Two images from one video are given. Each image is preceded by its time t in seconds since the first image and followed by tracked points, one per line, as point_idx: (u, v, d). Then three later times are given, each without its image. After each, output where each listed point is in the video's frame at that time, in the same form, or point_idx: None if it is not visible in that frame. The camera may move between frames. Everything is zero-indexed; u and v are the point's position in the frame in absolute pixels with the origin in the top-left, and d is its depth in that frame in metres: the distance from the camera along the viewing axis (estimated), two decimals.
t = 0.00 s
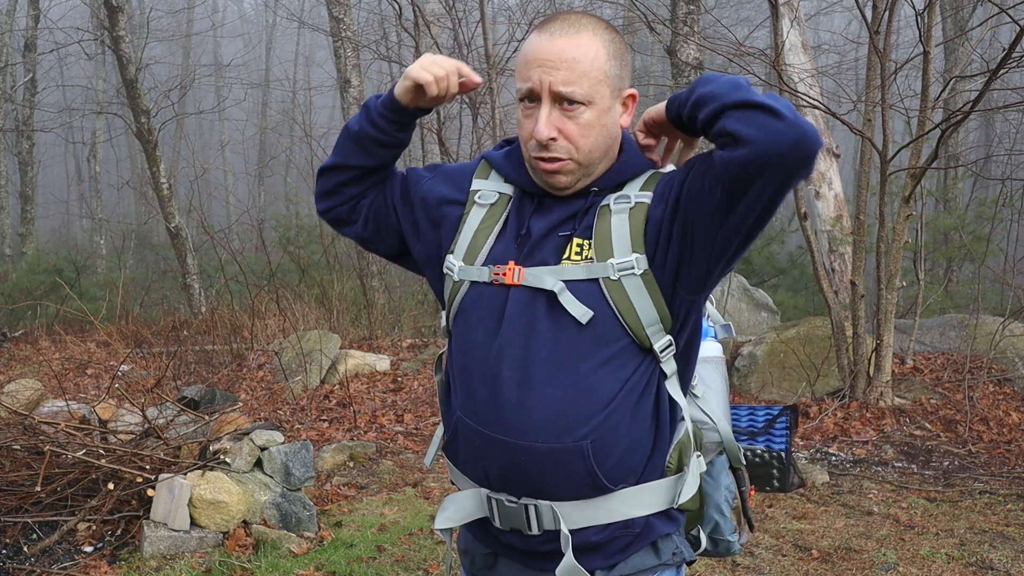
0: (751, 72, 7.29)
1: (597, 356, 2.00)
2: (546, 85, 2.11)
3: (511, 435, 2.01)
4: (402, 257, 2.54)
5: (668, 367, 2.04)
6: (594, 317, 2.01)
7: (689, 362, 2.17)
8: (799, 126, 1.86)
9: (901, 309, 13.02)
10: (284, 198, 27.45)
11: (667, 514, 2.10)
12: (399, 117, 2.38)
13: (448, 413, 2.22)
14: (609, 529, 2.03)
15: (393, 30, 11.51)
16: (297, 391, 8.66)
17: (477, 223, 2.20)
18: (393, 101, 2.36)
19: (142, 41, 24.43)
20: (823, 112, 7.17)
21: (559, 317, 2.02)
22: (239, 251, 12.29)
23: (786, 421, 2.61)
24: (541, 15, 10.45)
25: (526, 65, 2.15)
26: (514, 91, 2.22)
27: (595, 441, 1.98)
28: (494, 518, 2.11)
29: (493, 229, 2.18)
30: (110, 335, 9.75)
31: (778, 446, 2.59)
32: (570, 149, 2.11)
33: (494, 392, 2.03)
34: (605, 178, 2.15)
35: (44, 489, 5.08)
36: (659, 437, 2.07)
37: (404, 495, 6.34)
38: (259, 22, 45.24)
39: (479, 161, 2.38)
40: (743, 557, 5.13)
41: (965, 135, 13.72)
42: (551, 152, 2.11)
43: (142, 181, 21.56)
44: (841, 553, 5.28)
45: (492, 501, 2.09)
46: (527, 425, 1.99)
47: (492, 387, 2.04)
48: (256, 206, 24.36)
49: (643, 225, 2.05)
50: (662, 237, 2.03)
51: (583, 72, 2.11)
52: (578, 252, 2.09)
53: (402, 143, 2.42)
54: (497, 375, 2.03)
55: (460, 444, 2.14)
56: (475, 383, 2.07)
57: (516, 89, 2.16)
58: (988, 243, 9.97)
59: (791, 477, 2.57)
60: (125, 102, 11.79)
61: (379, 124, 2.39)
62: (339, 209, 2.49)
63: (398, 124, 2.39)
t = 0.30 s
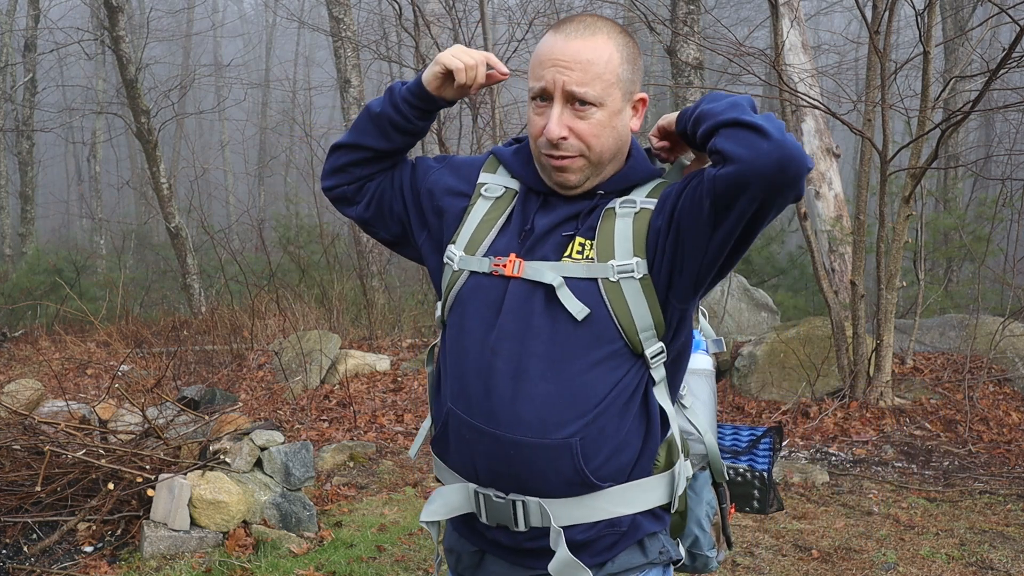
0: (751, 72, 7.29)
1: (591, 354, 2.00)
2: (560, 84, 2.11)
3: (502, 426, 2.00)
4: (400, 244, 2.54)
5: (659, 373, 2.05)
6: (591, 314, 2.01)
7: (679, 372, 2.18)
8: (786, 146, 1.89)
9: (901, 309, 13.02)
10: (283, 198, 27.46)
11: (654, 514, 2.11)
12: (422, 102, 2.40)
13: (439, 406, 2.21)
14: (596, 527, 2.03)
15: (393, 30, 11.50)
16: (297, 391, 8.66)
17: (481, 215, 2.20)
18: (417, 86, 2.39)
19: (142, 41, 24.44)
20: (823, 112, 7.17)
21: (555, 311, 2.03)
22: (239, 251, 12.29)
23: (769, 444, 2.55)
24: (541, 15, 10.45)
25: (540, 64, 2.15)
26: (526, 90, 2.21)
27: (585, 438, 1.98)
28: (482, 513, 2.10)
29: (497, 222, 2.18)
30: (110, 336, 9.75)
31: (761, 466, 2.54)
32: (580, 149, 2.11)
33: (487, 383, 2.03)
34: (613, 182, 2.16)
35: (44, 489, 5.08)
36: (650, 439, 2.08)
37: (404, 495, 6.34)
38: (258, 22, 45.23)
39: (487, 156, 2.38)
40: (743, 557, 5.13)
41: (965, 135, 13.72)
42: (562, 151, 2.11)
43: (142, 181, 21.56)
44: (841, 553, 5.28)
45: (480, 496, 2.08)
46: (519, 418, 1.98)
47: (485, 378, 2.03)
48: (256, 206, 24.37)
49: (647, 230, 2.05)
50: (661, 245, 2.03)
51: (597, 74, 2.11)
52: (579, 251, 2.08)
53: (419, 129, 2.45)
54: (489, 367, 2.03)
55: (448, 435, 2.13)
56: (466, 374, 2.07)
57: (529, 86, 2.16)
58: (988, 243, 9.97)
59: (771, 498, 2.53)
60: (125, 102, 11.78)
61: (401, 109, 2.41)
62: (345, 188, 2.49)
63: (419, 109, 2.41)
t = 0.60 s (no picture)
0: (751, 72, 7.28)
1: (580, 348, 2.01)
2: (539, 83, 2.10)
3: (493, 421, 2.00)
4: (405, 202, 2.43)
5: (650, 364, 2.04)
6: (579, 308, 2.02)
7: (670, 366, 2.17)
8: (742, 155, 1.87)
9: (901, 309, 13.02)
10: (283, 198, 27.47)
11: (647, 511, 2.10)
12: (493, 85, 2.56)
13: (433, 407, 2.22)
14: (588, 524, 2.03)
15: (393, 30, 11.49)
16: (297, 391, 8.66)
17: (472, 212, 2.21)
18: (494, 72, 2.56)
19: (142, 41, 24.44)
20: (823, 112, 7.17)
21: (543, 306, 2.03)
22: (239, 251, 12.29)
23: (774, 447, 2.56)
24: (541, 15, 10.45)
25: (518, 62, 2.14)
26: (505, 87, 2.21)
27: (576, 431, 1.98)
28: (474, 509, 2.10)
29: (486, 219, 2.19)
30: (110, 336, 9.75)
31: (767, 468, 2.56)
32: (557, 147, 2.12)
33: (478, 378, 2.03)
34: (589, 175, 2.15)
35: (44, 489, 5.08)
36: (641, 434, 2.06)
37: (404, 495, 6.34)
38: (258, 22, 45.22)
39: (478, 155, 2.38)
40: (743, 557, 5.13)
41: (965, 135, 13.72)
42: (540, 147, 2.11)
43: (143, 181, 21.57)
44: (841, 553, 5.28)
45: (472, 491, 2.08)
46: (510, 412, 1.98)
47: (476, 373, 2.04)
48: (256, 206, 24.38)
49: (627, 224, 2.05)
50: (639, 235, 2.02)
51: (576, 74, 2.11)
52: (564, 245, 2.08)
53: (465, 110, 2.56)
54: (480, 362, 2.03)
55: (443, 433, 2.13)
56: (458, 369, 2.07)
57: (508, 84, 2.15)
58: (988, 243, 9.97)
59: (779, 501, 2.57)
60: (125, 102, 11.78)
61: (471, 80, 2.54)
62: (380, 100, 2.43)
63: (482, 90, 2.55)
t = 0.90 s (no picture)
0: (751, 72, 7.29)
1: (577, 347, 2.00)
2: (522, 83, 2.10)
3: (492, 426, 2.00)
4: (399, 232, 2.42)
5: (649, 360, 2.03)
6: (573, 307, 2.01)
7: (669, 363, 2.16)
8: (721, 139, 1.88)
9: (901, 310, 13.02)
10: (283, 198, 27.47)
11: (650, 511, 2.09)
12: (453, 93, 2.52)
13: (433, 415, 2.21)
14: (591, 525, 2.03)
15: (393, 30, 11.48)
16: (297, 392, 8.66)
17: (458, 222, 2.21)
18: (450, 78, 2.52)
19: (142, 41, 24.45)
20: (823, 112, 7.17)
21: (537, 307, 2.03)
22: (239, 251, 12.30)
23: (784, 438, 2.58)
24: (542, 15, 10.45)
25: (502, 63, 2.14)
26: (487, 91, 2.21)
27: (575, 432, 1.97)
28: (477, 513, 2.10)
29: (474, 227, 2.19)
30: (110, 335, 9.75)
31: (777, 459, 2.55)
32: (544, 144, 2.11)
33: (474, 384, 2.03)
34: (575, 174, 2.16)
35: (44, 489, 5.08)
36: (640, 431, 2.06)
37: (404, 495, 6.34)
38: (259, 22, 45.22)
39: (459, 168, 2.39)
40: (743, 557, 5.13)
41: (965, 135, 13.72)
42: (526, 148, 2.11)
43: (143, 182, 21.58)
44: (841, 553, 5.28)
45: (475, 496, 2.08)
46: (508, 417, 1.98)
47: (473, 379, 2.03)
48: (256, 206, 24.38)
49: (618, 220, 2.06)
50: (630, 233, 2.03)
51: (558, 71, 2.11)
52: (555, 245, 2.09)
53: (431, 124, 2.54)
54: (476, 368, 2.03)
55: (444, 440, 2.13)
56: (455, 375, 2.07)
57: (491, 87, 2.15)
58: (988, 243, 9.97)
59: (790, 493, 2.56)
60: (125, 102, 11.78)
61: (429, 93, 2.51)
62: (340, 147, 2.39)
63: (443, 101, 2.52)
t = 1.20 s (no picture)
0: (751, 72, 7.28)
1: (574, 351, 1.99)
2: (514, 80, 2.11)
3: (491, 432, 2.00)
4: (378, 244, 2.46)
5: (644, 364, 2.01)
6: (568, 310, 2.00)
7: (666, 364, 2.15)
8: (771, 343, 1.85)
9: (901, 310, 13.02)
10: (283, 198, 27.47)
11: (651, 513, 2.09)
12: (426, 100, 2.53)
13: (433, 420, 2.21)
14: (592, 528, 2.03)
15: (393, 30, 11.47)
16: (297, 392, 8.66)
17: (450, 227, 2.20)
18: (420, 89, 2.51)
19: (142, 41, 24.45)
20: (823, 112, 7.17)
21: (532, 312, 2.02)
22: (239, 251, 12.30)
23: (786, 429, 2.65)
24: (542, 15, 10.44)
25: (493, 61, 2.14)
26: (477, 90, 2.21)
27: (573, 436, 1.97)
28: (478, 517, 2.11)
29: (467, 231, 2.19)
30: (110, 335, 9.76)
31: (779, 453, 2.63)
32: (534, 143, 2.11)
33: (472, 389, 2.03)
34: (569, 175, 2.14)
35: (44, 489, 5.08)
36: (639, 434, 2.07)
37: (404, 495, 6.34)
38: (259, 22, 45.21)
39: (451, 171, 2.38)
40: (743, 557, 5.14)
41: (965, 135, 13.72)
42: (517, 147, 2.10)
43: (143, 182, 21.59)
44: (841, 553, 5.28)
45: (475, 500, 2.09)
46: (505, 422, 1.98)
47: (471, 384, 2.03)
48: (256, 206, 24.34)
49: (617, 223, 2.03)
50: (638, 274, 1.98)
51: (549, 70, 2.11)
52: (551, 249, 2.07)
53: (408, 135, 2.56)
54: (474, 374, 2.03)
55: (444, 446, 2.13)
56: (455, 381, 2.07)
57: (482, 85, 2.15)
58: (988, 243, 9.97)
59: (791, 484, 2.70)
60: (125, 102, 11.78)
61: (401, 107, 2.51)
62: (315, 171, 2.46)
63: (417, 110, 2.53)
